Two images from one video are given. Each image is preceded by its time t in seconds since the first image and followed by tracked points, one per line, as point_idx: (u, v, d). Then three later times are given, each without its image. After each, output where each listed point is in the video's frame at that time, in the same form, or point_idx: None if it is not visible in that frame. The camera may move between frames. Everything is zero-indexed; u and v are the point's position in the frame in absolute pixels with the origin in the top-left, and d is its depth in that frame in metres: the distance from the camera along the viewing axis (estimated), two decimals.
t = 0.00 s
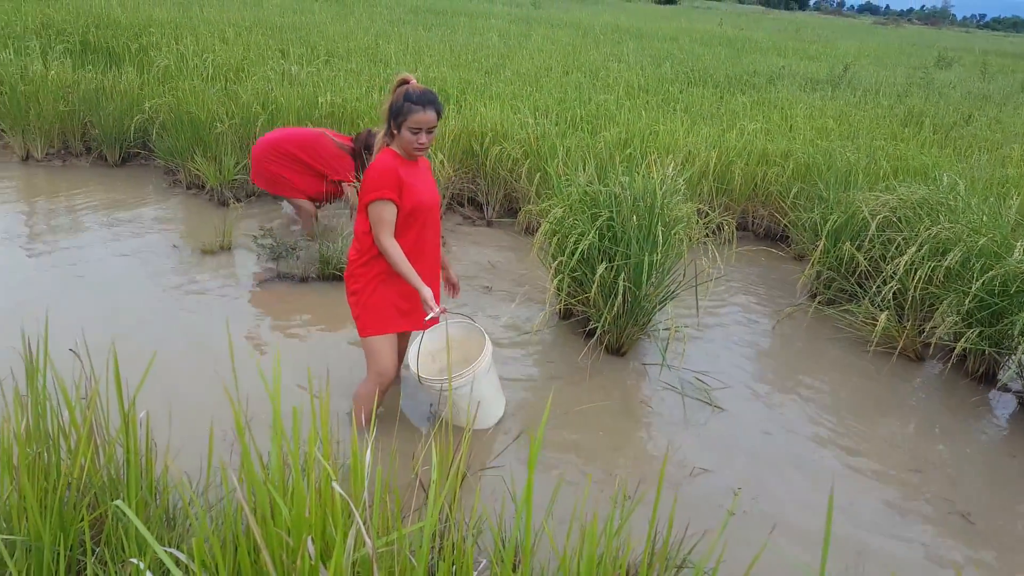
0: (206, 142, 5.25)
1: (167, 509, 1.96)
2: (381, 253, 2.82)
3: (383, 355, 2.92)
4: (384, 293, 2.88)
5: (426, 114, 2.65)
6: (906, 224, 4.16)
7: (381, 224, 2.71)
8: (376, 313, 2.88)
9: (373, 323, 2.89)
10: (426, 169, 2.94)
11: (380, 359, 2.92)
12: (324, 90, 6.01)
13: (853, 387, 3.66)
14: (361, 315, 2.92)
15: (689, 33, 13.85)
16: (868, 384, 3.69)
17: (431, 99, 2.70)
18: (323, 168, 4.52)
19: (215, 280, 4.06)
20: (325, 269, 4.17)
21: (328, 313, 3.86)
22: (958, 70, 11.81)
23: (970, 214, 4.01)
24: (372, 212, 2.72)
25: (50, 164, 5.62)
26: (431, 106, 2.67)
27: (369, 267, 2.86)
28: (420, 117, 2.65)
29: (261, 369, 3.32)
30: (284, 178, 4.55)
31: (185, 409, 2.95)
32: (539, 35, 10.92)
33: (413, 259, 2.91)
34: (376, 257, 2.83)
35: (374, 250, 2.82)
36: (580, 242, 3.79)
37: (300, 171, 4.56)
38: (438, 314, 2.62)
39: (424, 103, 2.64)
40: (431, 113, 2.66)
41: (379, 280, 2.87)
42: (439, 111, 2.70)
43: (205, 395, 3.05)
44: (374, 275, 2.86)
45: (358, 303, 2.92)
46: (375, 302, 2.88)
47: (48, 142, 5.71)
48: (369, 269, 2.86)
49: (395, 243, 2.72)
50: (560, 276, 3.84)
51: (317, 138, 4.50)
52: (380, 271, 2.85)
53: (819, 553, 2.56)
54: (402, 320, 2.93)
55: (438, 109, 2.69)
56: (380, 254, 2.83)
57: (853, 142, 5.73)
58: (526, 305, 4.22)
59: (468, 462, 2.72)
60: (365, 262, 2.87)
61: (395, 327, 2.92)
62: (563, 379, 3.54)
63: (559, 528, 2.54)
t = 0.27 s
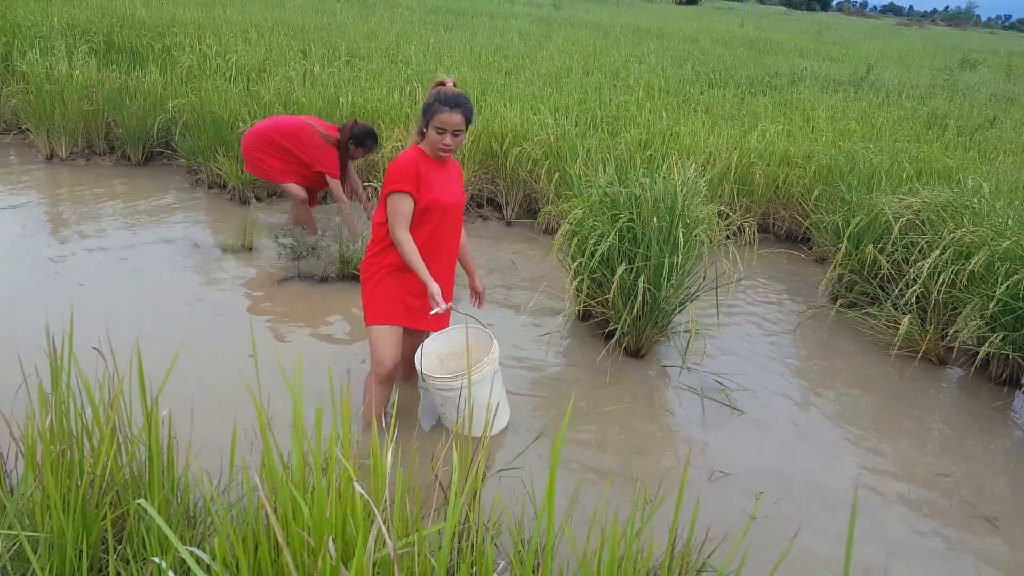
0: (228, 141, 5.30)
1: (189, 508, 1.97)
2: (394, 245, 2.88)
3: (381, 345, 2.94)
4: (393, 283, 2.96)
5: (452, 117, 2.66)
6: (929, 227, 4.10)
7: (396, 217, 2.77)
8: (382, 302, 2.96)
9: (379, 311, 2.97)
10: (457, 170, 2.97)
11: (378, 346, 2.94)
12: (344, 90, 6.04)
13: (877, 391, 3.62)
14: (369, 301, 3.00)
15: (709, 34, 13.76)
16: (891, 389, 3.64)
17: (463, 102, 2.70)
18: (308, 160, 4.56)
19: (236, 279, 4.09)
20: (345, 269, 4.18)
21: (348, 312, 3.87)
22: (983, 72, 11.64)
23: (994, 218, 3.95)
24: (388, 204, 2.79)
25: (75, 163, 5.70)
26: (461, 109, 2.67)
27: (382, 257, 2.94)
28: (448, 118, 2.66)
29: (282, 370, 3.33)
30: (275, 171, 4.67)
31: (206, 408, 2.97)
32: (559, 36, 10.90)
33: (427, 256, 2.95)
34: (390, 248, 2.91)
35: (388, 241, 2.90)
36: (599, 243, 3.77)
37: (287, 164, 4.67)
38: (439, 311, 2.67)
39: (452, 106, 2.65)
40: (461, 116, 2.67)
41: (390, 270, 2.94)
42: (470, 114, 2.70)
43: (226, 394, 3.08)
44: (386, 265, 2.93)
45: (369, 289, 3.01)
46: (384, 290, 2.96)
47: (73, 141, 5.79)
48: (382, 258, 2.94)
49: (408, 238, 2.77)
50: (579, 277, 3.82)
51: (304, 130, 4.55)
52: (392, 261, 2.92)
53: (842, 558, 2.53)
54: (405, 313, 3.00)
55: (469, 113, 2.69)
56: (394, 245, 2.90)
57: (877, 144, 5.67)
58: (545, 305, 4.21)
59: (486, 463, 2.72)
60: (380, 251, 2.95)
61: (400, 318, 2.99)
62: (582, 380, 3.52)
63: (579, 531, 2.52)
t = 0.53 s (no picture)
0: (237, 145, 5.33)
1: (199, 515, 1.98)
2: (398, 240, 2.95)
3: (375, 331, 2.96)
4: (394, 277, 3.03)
5: (460, 122, 2.70)
6: (939, 225, 4.07)
7: (401, 214, 2.84)
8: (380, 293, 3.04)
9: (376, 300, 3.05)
10: (474, 174, 2.99)
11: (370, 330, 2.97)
12: (352, 94, 6.06)
13: (889, 391, 3.59)
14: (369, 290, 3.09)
15: (717, 35, 13.74)
16: (903, 388, 3.61)
17: (472, 105, 2.73)
18: (295, 142, 4.56)
19: (245, 283, 4.11)
20: (355, 272, 4.19)
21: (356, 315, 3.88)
22: (992, 71, 11.57)
23: (1004, 215, 3.92)
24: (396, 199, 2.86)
25: (85, 168, 5.74)
26: (467, 112, 2.70)
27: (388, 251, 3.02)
28: (454, 121, 2.71)
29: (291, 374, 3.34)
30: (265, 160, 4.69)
31: (216, 412, 2.98)
32: (566, 39, 10.91)
33: (432, 256, 2.99)
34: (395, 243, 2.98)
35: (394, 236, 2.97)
36: (608, 244, 3.75)
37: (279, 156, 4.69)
38: (433, 309, 2.67)
39: (461, 111, 2.69)
40: (467, 120, 2.70)
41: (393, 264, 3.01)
42: (478, 118, 2.72)
43: (236, 398, 3.08)
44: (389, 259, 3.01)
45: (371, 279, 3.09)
46: (383, 282, 3.03)
47: (83, 147, 5.82)
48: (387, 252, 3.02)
49: (412, 236, 2.82)
50: (588, 278, 3.81)
51: (289, 113, 4.56)
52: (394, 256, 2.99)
53: (854, 558, 2.50)
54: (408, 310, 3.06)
55: (476, 116, 2.71)
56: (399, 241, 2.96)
57: (886, 144, 5.64)
58: (554, 307, 4.20)
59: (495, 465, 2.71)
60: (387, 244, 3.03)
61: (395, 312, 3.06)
62: (591, 382, 3.51)
63: (589, 532, 2.51)
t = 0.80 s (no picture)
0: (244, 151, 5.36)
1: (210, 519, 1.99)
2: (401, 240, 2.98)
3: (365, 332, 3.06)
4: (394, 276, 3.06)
5: (461, 126, 2.71)
6: (947, 225, 4.05)
7: (406, 215, 2.86)
8: (380, 291, 3.08)
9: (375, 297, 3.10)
10: (484, 179, 2.99)
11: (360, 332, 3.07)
12: (358, 98, 6.08)
13: (898, 391, 3.57)
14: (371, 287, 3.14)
15: (722, 35, 13.71)
16: (912, 389, 3.60)
17: (478, 109, 2.72)
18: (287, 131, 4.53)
19: (253, 289, 4.12)
20: (361, 276, 4.22)
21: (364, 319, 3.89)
22: (999, 68, 11.51)
23: (1013, 214, 3.89)
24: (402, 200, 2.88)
25: (94, 175, 5.78)
26: (472, 116, 2.69)
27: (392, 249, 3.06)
28: (458, 123, 2.71)
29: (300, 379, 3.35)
30: (259, 152, 4.65)
31: (226, 416, 2.99)
32: (571, 41, 10.91)
33: (434, 259, 3.01)
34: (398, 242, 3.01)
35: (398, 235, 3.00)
36: (615, 246, 3.75)
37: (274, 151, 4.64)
38: (429, 308, 2.65)
39: (466, 115, 2.69)
40: (471, 123, 2.70)
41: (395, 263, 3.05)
42: (483, 122, 2.71)
43: (245, 402, 3.10)
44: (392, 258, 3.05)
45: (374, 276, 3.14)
46: (383, 280, 3.08)
47: (91, 153, 5.86)
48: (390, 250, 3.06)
49: (414, 238, 2.84)
50: (595, 280, 3.81)
51: (275, 103, 4.56)
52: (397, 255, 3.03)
53: (865, 560, 2.49)
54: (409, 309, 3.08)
55: (480, 120, 2.70)
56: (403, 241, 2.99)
57: (892, 143, 5.62)
58: (561, 309, 4.20)
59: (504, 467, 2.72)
60: (391, 243, 3.07)
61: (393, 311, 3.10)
62: (599, 384, 3.51)
63: (599, 535, 2.50)
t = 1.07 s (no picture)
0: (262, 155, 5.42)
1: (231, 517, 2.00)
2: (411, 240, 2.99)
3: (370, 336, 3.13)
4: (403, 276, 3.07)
5: (470, 122, 2.72)
6: (971, 225, 3.97)
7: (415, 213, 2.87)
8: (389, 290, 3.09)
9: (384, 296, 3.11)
10: (496, 180, 2.99)
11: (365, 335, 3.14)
12: (374, 101, 6.11)
13: (921, 394, 3.53)
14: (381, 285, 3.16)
15: (738, 34, 13.61)
16: (935, 392, 3.55)
17: (485, 107, 2.74)
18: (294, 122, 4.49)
19: (273, 291, 4.16)
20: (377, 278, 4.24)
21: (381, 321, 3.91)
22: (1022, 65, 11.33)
23: None
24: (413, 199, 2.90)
25: (115, 179, 5.86)
26: (480, 113, 2.71)
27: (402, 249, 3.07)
28: (466, 120, 2.73)
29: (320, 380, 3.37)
30: (274, 151, 4.62)
31: (246, 415, 3.02)
32: (586, 41, 10.88)
33: (443, 260, 3.01)
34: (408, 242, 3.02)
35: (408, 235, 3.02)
36: (631, 247, 3.74)
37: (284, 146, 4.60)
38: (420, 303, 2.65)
39: (474, 112, 2.71)
40: (479, 121, 2.71)
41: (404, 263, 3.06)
42: (491, 119, 2.73)
43: (264, 402, 3.12)
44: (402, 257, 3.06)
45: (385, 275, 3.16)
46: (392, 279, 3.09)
47: (113, 157, 5.93)
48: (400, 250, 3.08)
49: (422, 237, 2.85)
50: (611, 282, 3.79)
51: (276, 98, 4.52)
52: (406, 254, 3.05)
53: (888, 564, 2.46)
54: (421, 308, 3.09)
55: (488, 117, 2.72)
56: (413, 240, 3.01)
57: (913, 142, 5.55)
58: (578, 310, 4.19)
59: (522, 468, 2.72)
60: (402, 242, 3.08)
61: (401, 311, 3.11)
62: (616, 385, 3.50)
63: (617, 536, 2.50)
